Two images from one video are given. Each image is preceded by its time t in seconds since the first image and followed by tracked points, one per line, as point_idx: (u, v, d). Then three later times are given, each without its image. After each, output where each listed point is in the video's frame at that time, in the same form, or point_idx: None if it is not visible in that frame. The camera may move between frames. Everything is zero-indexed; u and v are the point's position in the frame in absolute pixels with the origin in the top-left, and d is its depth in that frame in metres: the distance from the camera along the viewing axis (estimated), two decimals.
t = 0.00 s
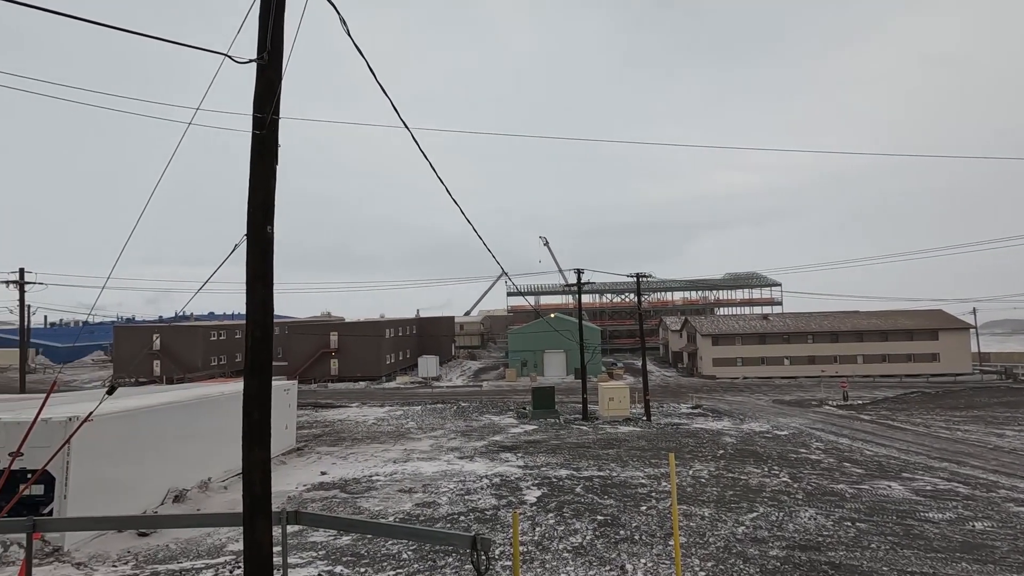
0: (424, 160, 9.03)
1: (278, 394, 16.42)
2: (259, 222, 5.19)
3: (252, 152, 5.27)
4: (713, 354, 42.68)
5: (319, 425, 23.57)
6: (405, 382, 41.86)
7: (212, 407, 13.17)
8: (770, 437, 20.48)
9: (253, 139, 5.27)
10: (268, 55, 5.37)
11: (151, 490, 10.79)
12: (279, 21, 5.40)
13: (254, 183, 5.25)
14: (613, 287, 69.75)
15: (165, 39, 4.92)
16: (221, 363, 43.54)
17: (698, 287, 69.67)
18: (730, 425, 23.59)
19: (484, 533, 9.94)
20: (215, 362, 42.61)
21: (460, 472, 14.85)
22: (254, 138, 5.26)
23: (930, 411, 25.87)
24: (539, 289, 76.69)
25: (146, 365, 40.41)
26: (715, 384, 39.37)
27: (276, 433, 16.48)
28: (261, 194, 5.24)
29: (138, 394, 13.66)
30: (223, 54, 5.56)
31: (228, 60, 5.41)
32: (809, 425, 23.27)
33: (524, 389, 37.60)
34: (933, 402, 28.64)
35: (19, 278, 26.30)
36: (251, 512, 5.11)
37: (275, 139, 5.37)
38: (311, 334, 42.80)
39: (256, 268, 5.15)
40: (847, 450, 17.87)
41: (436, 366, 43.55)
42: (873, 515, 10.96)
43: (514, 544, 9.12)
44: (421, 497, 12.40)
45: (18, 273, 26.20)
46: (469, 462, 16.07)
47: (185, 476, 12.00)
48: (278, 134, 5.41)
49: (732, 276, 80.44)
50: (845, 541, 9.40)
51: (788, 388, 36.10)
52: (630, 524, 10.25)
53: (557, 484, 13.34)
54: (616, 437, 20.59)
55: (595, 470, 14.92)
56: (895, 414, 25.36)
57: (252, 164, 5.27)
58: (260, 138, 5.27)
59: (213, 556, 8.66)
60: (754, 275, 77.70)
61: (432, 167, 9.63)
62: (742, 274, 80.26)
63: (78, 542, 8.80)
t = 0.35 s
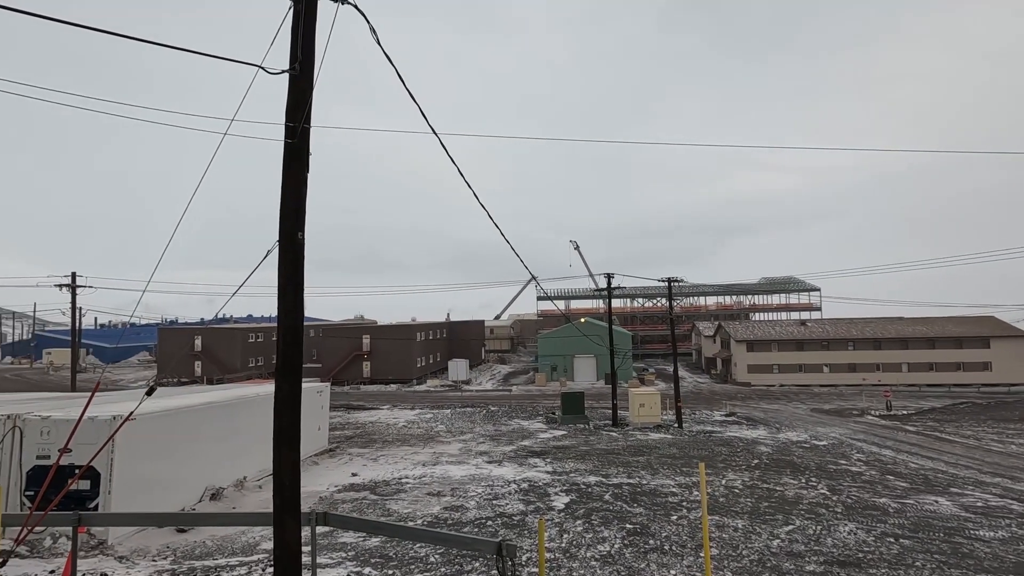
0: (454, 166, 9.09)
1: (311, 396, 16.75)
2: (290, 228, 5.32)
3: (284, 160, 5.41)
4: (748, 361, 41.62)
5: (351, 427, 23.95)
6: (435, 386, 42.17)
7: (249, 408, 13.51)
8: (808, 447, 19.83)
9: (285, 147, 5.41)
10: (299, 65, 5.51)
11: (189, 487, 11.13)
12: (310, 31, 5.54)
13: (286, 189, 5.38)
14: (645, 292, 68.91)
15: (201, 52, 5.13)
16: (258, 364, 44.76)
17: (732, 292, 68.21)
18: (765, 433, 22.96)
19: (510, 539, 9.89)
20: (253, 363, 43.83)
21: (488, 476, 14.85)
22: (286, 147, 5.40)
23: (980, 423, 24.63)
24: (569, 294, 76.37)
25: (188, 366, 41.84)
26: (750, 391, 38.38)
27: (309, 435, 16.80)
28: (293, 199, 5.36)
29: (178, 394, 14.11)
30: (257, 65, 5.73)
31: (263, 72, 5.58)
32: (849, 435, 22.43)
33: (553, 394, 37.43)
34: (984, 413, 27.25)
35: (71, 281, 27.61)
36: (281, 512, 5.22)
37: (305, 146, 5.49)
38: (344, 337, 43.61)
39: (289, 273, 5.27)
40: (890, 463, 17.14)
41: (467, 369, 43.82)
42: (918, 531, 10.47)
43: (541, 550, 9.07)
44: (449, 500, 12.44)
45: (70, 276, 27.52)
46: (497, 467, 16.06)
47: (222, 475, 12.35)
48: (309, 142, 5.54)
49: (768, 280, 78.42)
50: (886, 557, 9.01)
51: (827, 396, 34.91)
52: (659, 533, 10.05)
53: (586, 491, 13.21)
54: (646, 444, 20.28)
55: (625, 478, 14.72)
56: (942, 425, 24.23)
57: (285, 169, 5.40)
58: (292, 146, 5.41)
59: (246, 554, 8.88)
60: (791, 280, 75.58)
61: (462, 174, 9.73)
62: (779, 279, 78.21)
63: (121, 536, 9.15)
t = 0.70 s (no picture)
0: (483, 170, 9.10)
1: (342, 397, 16.99)
2: (322, 233, 5.39)
3: (316, 166, 5.49)
4: (783, 367, 40.48)
5: (380, 428, 24.20)
6: (464, 389, 42.32)
7: (282, 410, 13.77)
8: (847, 457, 19.15)
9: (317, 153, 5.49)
10: (331, 71, 5.58)
11: (224, 486, 11.39)
12: (342, 37, 5.61)
13: (318, 193, 5.45)
14: (675, 296, 67.88)
15: (236, 60, 5.27)
16: (291, 366, 45.74)
17: (766, 296, 66.62)
18: (802, 442, 22.27)
19: (538, 544, 9.82)
20: (286, 365, 44.82)
21: (517, 481, 14.79)
22: (318, 152, 5.48)
23: None
24: (598, 298, 75.80)
25: (225, 366, 43.02)
26: (785, 398, 37.31)
27: (340, 436, 17.06)
28: (325, 204, 5.44)
29: (215, 395, 14.47)
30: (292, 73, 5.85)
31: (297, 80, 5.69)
32: (891, 445, 21.56)
33: (582, 398, 37.11)
34: None
35: (115, 284, 28.71)
36: (312, 512, 5.28)
37: (336, 152, 5.56)
38: (374, 340, 44.20)
39: (321, 276, 5.34)
40: (936, 475, 16.41)
41: (495, 373, 43.85)
42: (968, 548, 9.96)
43: (569, 557, 8.97)
44: (477, 504, 12.44)
45: (115, 280, 28.62)
46: (525, 472, 15.98)
47: (256, 473, 12.62)
48: (340, 148, 5.61)
49: (804, 284, 76.34)
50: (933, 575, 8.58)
51: (867, 404, 33.72)
52: (691, 543, 9.82)
53: (615, 497, 13.02)
54: (677, 450, 19.89)
55: (655, 485, 14.46)
56: (992, 437, 23.09)
57: (317, 175, 5.48)
58: (324, 152, 5.49)
59: (279, 553, 9.03)
60: (828, 284, 73.40)
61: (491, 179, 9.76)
62: (815, 283, 76.03)
63: (160, 532, 9.44)
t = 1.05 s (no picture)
0: (514, 172, 9.06)
1: (375, 399, 17.18)
2: (356, 236, 5.42)
3: (350, 168, 5.53)
4: (822, 371, 39.19)
5: (412, 430, 24.38)
6: (493, 391, 42.36)
7: (317, 410, 13.98)
8: (892, 465, 18.38)
9: (352, 156, 5.53)
10: (366, 75, 5.62)
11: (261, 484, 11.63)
12: (375, 41, 5.65)
13: (353, 196, 5.48)
14: (708, 298, 66.61)
15: (271, 65, 5.37)
16: (325, 366, 46.63)
17: (803, 298, 64.76)
18: (843, 449, 21.50)
19: (571, 550, 9.69)
20: (320, 366, 45.70)
21: (548, 484, 14.66)
22: (352, 156, 5.52)
23: None
24: (629, 299, 74.98)
25: (261, 367, 44.15)
26: (825, 403, 36.12)
27: (373, 437, 17.25)
28: (360, 207, 5.47)
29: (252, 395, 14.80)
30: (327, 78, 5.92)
31: (333, 84, 5.75)
32: (939, 453, 20.61)
33: (613, 401, 36.71)
34: None
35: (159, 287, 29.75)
36: (347, 513, 5.30)
37: (370, 155, 5.59)
38: (405, 341, 44.65)
39: (356, 278, 5.37)
40: (990, 485, 15.58)
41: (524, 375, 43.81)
42: None
43: (603, 564, 8.82)
44: (508, 507, 12.38)
45: (158, 282, 29.65)
46: (556, 475, 15.84)
47: (292, 473, 12.86)
48: (374, 151, 5.63)
49: (844, 285, 73.90)
50: None
51: (913, 410, 32.36)
52: (729, 552, 9.54)
53: (649, 503, 12.77)
54: (712, 456, 19.42)
55: (690, 491, 14.13)
56: None
57: (352, 179, 5.52)
58: (358, 155, 5.52)
59: (313, 551, 9.15)
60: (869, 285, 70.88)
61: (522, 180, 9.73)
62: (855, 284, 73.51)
63: (201, 529, 9.68)
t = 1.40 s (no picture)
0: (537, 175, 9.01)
1: (399, 402, 17.26)
2: (381, 240, 5.42)
3: (374, 172, 5.53)
4: (853, 375, 38.09)
5: (435, 433, 24.42)
6: (516, 394, 42.25)
7: (342, 413, 14.10)
8: (930, 474, 17.72)
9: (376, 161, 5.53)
10: (389, 79, 5.63)
11: (288, 486, 11.77)
12: (399, 45, 5.65)
13: (378, 200, 5.49)
14: (734, 301, 65.47)
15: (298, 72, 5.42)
16: (350, 370, 47.17)
17: (833, 300, 63.16)
18: (877, 456, 20.81)
19: (597, 557, 9.54)
20: (346, 369, 46.25)
21: (573, 489, 14.51)
22: (377, 160, 5.52)
23: None
24: (653, 302, 74.17)
25: (288, 370, 44.86)
26: (857, 408, 35.09)
27: (397, 440, 17.33)
28: (384, 212, 5.47)
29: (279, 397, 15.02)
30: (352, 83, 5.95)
31: (357, 88, 5.77)
32: (980, 462, 19.79)
33: (637, 406, 36.29)
34: None
35: (189, 291, 30.50)
36: (372, 518, 5.29)
37: (394, 158, 5.59)
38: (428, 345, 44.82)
39: (381, 281, 5.36)
40: None
41: (547, 379, 43.65)
42: None
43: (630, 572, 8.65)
44: (533, 512, 12.27)
45: (190, 288, 30.42)
46: (581, 480, 15.66)
47: (318, 475, 12.98)
48: (398, 155, 5.63)
49: (875, 288, 71.89)
50: None
51: (951, 417, 31.22)
52: (760, 563, 9.28)
53: (676, 510, 12.52)
54: (740, 462, 19.00)
55: (718, 498, 13.82)
56: None
57: (376, 183, 5.52)
58: (383, 159, 5.52)
59: (339, 555, 9.18)
60: (902, 287, 68.83)
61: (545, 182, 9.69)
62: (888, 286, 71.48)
63: (230, 531, 9.82)
